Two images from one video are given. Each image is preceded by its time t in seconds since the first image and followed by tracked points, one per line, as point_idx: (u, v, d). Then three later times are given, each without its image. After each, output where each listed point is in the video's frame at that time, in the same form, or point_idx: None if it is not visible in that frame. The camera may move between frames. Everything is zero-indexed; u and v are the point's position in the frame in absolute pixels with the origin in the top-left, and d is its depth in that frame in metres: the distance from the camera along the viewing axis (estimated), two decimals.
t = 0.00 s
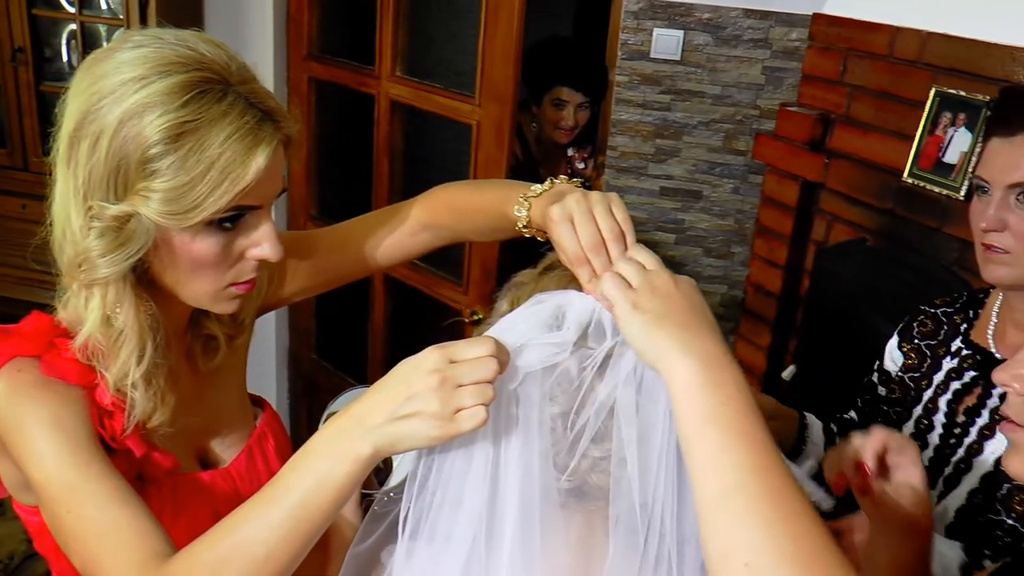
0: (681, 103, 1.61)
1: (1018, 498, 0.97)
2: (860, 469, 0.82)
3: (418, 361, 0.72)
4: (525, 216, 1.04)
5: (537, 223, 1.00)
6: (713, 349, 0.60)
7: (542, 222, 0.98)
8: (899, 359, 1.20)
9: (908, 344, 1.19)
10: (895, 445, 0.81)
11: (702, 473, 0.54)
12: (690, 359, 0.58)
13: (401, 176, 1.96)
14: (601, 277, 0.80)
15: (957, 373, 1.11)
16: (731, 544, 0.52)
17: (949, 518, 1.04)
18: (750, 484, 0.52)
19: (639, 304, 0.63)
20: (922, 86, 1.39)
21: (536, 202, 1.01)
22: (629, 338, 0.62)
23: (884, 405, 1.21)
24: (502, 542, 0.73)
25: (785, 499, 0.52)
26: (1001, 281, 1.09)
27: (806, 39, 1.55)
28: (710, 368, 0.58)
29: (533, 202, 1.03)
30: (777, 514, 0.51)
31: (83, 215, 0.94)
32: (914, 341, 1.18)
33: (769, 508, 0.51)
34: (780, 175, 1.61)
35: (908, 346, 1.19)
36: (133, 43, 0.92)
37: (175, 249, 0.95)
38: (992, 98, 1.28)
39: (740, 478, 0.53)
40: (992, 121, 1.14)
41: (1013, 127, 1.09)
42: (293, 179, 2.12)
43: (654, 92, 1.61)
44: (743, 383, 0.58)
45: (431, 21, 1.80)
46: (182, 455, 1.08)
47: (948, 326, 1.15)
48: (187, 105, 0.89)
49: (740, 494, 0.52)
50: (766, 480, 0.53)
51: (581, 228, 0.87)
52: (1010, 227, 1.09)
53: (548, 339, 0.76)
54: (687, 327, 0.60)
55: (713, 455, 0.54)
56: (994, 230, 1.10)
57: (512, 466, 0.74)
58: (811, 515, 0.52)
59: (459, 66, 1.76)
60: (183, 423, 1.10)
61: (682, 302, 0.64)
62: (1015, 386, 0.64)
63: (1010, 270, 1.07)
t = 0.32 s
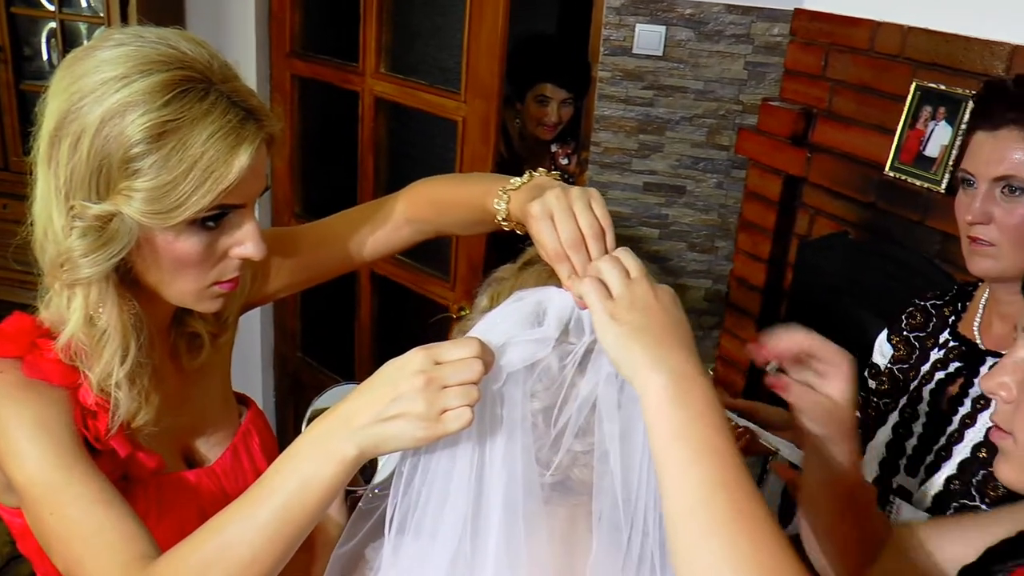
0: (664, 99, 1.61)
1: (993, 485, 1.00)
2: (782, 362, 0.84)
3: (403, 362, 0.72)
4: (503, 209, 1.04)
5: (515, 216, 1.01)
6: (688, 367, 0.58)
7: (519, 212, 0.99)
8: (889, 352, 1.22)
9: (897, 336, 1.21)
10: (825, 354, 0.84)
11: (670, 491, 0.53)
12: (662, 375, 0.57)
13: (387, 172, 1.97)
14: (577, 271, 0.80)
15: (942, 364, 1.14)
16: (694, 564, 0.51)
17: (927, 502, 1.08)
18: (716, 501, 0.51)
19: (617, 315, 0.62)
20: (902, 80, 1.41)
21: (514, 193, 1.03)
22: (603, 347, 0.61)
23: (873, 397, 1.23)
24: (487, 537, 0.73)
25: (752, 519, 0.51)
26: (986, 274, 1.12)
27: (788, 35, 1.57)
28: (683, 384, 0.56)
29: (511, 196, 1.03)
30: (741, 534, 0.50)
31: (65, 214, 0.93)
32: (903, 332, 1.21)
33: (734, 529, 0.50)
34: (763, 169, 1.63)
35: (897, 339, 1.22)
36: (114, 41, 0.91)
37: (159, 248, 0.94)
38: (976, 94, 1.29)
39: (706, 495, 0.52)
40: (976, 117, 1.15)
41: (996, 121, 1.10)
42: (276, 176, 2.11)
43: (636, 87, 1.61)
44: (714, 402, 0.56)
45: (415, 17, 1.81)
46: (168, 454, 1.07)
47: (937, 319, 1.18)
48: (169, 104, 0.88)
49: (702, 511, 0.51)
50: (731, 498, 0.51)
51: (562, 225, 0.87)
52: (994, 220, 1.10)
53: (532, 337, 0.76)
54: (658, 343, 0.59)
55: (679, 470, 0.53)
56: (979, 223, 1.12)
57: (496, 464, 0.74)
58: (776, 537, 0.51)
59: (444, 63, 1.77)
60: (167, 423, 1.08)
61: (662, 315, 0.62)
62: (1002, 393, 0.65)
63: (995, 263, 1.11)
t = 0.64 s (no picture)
0: (648, 94, 1.62)
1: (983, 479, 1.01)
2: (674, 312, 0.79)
3: (385, 364, 0.72)
4: (480, 202, 1.06)
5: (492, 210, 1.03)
6: (664, 375, 0.58)
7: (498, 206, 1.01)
8: (886, 343, 1.24)
9: (894, 329, 1.22)
10: (710, 301, 0.81)
11: (637, 506, 0.54)
12: (635, 384, 0.57)
13: (373, 169, 1.97)
14: (558, 274, 0.81)
15: (936, 357, 1.14)
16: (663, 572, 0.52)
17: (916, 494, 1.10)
18: (684, 517, 0.52)
19: (592, 324, 0.61)
20: (884, 75, 1.42)
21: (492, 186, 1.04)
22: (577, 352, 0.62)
23: (869, 387, 1.25)
24: (472, 536, 0.73)
25: (722, 535, 0.52)
26: (978, 268, 1.13)
27: (771, 30, 1.57)
28: (656, 395, 0.57)
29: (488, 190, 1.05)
30: (711, 550, 0.52)
31: (46, 214, 0.92)
32: (900, 325, 1.22)
33: (705, 545, 0.52)
34: (747, 164, 1.63)
35: (893, 331, 1.22)
36: (96, 41, 0.90)
37: (141, 249, 0.94)
38: (958, 88, 1.31)
39: (677, 510, 0.53)
40: (968, 111, 1.15)
41: (988, 115, 1.11)
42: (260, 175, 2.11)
43: (621, 84, 1.62)
44: (688, 413, 0.57)
45: (401, 13, 1.81)
46: (153, 454, 1.07)
47: (932, 311, 1.18)
48: (151, 103, 0.88)
49: (672, 525, 0.52)
50: (699, 516, 0.52)
51: (542, 228, 0.87)
52: (988, 216, 1.11)
53: (514, 336, 0.76)
54: (637, 349, 0.59)
55: (649, 483, 0.54)
56: (973, 218, 1.12)
57: (480, 464, 0.74)
58: (745, 554, 0.52)
59: (430, 60, 1.78)
60: (151, 422, 1.08)
61: (638, 323, 0.62)
62: (989, 402, 0.66)
63: (987, 258, 1.11)
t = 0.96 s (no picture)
0: (625, 91, 1.65)
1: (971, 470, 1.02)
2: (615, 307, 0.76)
3: (356, 365, 0.73)
4: (452, 197, 1.08)
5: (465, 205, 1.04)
6: (626, 384, 0.59)
7: (473, 203, 1.02)
8: (874, 335, 1.23)
9: (883, 321, 1.22)
10: (657, 295, 0.78)
11: (593, 516, 0.56)
12: (594, 398, 0.58)
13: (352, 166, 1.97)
14: (531, 272, 0.82)
15: (924, 349, 1.14)
16: None
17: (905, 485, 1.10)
18: (636, 536, 0.54)
19: (552, 334, 0.62)
20: (858, 70, 1.43)
21: (466, 181, 1.06)
22: (538, 359, 0.63)
23: (857, 380, 1.24)
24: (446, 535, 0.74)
25: (674, 553, 0.54)
26: (968, 260, 1.15)
27: (746, 27, 1.60)
28: (618, 406, 0.58)
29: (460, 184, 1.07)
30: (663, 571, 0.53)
31: (16, 214, 0.91)
32: (888, 317, 1.21)
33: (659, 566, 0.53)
34: (723, 159, 1.64)
35: (881, 323, 1.22)
36: (68, 40, 0.90)
37: (114, 250, 0.93)
38: (930, 83, 1.34)
39: (629, 528, 0.54)
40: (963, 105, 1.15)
41: (982, 109, 1.11)
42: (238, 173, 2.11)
43: (597, 80, 1.64)
44: (644, 421, 0.58)
45: (378, 10, 1.81)
46: (130, 454, 1.07)
47: (922, 304, 1.18)
48: (124, 103, 0.88)
49: (624, 548, 0.54)
50: (653, 533, 0.54)
51: (518, 228, 0.88)
52: (978, 210, 1.12)
53: (484, 336, 0.77)
54: (599, 358, 0.60)
55: (606, 501, 0.55)
56: (964, 212, 1.13)
57: (452, 464, 0.75)
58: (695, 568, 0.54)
59: (408, 56, 1.78)
60: (127, 422, 1.07)
61: (598, 332, 0.62)
62: (955, 412, 0.64)
63: (976, 251, 1.14)
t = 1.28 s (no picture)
0: (601, 87, 1.66)
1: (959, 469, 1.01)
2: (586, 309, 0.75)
3: (327, 367, 0.73)
4: (425, 196, 1.09)
5: (439, 203, 1.06)
6: (583, 386, 0.60)
7: (446, 203, 1.03)
8: (860, 329, 1.23)
9: (869, 314, 1.21)
10: (632, 301, 0.76)
11: (540, 519, 0.56)
12: (547, 398, 0.59)
13: (333, 164, 1.96)
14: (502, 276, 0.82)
15: (912, 347, 1.13)
16: None
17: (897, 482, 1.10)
18: (575, 541, 0.55)
19: (514, 335, 0.63)
20: (832, 66, 1.44)
21: (440, 179, 1.07)
22: (500, 361, 0.63)
23: (841, 373, 1.25)
24: (420, 533, 0.74)
25: (615, 557, 0.55)
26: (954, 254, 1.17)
27: (723, 23, 1.61)
28: (571, 409, 0.58)
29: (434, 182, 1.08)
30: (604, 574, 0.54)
31: None
32: (874, 312, 1.21)
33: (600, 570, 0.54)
34: (699, 154, 1.65)
35: (868, 317, 1.21)
36: (37, 39, 0.89)
37: (86, 251, 0.93)
38: (903, 79, 1.35)
39: (571, 531, 0.55)
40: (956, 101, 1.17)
41: (974, 104, 1.12)
42: (217, 172, 2.11)
43: (574, 77, 1.65)
44: (599, 425, 0.59)
45: (357, 7, 1.81)
46: (105, 455, 1.07)
47: (908, 298, 1.17)
48: (95, 103, 0.87)
49: (565, 556, 0.55)
50: (598, 537, 0.55)
51: (495, 234, 0.88)
52: (969, 205, 1.13)
53: (453, 335, 0.77)
54: (559, 359, 0.61)
55: (552, 504, 0.56)
56: (954, 207, 1.14)
57: (424, 464, 0.75)
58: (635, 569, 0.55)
59: (389, 53, 1.78)
60: (101, 423, 1.07)
61: (562, 332, 0.63)
62: (920, 421, 0.65)
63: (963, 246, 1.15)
